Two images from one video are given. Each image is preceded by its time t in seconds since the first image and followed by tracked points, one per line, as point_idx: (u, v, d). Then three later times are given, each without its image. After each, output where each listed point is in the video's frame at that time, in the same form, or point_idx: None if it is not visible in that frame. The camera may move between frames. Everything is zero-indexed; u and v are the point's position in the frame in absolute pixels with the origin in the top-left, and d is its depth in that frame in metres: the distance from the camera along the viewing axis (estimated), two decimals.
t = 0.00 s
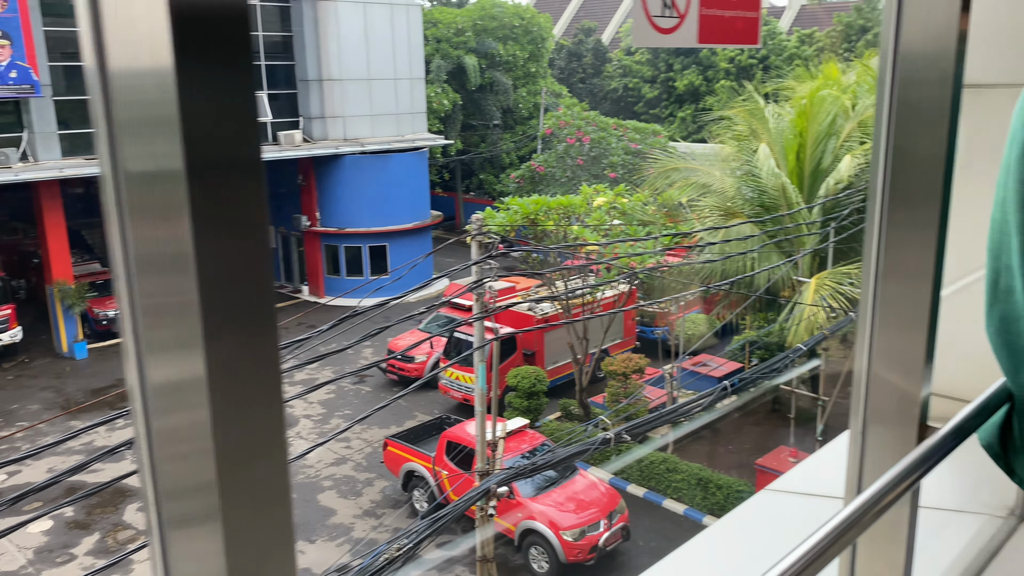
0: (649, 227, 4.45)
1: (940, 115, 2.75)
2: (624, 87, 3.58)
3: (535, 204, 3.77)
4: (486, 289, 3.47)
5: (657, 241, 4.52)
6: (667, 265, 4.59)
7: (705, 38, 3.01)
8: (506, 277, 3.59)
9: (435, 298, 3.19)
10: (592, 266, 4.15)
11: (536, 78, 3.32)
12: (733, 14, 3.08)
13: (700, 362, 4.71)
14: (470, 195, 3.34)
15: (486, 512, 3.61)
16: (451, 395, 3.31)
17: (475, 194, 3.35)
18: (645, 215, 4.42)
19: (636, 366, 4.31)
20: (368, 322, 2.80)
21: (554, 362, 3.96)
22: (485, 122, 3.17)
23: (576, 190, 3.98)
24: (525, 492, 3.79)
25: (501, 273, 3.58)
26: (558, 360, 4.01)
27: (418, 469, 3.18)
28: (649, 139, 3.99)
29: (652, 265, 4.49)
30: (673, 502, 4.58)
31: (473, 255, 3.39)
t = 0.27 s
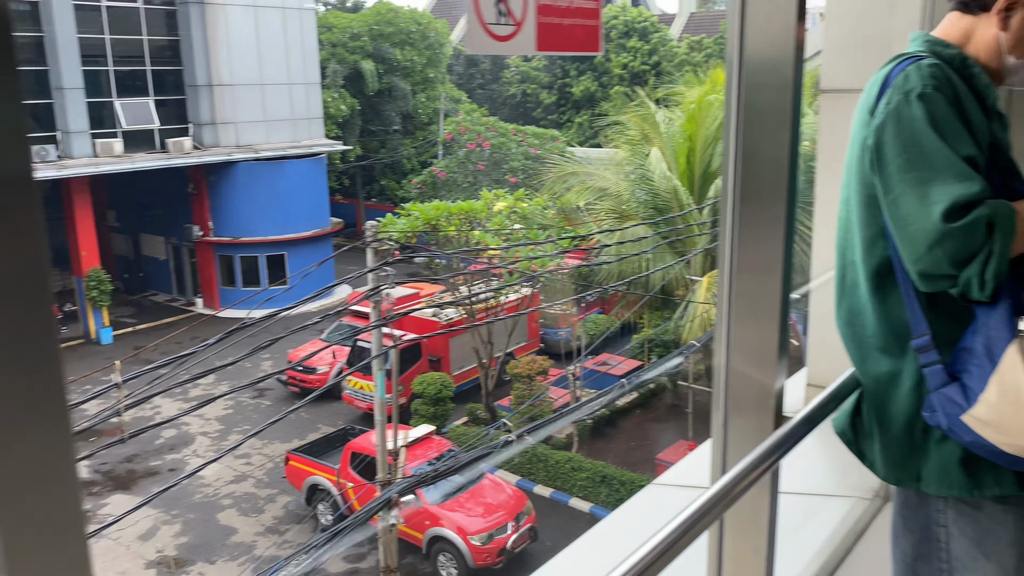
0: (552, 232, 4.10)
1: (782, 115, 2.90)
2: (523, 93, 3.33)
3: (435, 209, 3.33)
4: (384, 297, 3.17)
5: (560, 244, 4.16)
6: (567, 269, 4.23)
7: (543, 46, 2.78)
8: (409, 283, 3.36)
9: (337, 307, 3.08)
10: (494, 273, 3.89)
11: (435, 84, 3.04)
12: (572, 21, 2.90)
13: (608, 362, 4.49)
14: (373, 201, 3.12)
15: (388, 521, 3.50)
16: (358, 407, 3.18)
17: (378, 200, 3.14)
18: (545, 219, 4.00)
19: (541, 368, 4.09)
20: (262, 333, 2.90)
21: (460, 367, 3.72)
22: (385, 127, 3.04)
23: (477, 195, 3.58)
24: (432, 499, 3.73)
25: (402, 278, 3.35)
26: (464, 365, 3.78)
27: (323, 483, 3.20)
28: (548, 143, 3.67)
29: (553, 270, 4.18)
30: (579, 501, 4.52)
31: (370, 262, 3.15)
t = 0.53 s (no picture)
0: (446, 241, 4.03)
1: (609, 127, 3.78)
2: (413, 100, 3.48)
3: (326, 218, 3.20)
4: (263, 310, 3.02)
5: (452, 252, 4.08)
6: (460, 277, 4.19)
7: (351, 56, 2.94)
8: (297, 295, 3.16)
9: (220, 322, 2.86)
10: (387, 283, 3.72)
11: (322, 90, 2.97)
12: (382, 33, 3.09)
13: (500, 367, 4.57)
14: (259, 212, 2.92)
15: (273, 540, 3.37)
16: (244, 426, 3.03)
17: (264, 210, 2.94)
18: (438, 226, 3.92)
19: (434, 375, 4.15)
20: (128, 355, 2.59)
21: (355, 379, 3.62)
22: (270, 134, 2.92)
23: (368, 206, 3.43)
24: (326, 514, 3.68)
25: (289, 289, 3.15)
26: (359, 377, 3.66)
27: (210, 505, 2.99)
28: (440, 150, 3.75)
29: (447, 278, 4.10)
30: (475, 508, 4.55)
31: (248, 276, 2.93)
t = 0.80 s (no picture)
0: (324, 252, 3.77)
1: (423, 138, 4.10)
2: (289, 109, 3.38)
3: (194, 232, 2.93)
4: (120, 331, 2.67)
5: (330, 264, 3.84)
6: (340, 289, 3.96)
7: (117, 71, 2.54)
8: (166, 312, 2.84)
9: (84, 343, 2.57)
10: (261, 297, 3.35)
11: (191, 99, 2.87)
12: (155, 46, 2.67)
13: (382, 381, 4.42)
14: (126, 227, 2.67)
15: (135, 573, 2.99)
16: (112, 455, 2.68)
17: (131, 225, 2.68)
18: (315, 238, 3.63)
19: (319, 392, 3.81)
20: None
21: (230, 401, 3.24)
22: (136, 146, 2.69)
23: (238, 218, 3.13)
24: (202, 541, 3.32)
25: (155, 306, 2.80)
26: (236, 398, 3.30)
27: (76, 538, 2.68)
28: (318, 160, 3.61)
29: (326, 291, 3.82)
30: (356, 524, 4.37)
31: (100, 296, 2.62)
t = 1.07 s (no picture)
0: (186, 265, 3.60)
1: (206, 155, 3.31)
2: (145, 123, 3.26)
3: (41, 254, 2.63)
4: None
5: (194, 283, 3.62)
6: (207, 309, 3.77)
7: None
8: (13, 341, 2.57)
9: None
10: (117, 319, 3.05)
11: (37, 111, 2.62)
12: None
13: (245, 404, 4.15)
14: None
15: None
16: None
17: None
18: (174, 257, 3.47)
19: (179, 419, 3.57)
20: None
21: (85, 433, 2.95)
22: None
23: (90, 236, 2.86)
24: None
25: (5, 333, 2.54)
26: (91, 428, 3.00)
27: None
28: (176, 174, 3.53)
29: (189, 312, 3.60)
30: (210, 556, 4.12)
31: None
